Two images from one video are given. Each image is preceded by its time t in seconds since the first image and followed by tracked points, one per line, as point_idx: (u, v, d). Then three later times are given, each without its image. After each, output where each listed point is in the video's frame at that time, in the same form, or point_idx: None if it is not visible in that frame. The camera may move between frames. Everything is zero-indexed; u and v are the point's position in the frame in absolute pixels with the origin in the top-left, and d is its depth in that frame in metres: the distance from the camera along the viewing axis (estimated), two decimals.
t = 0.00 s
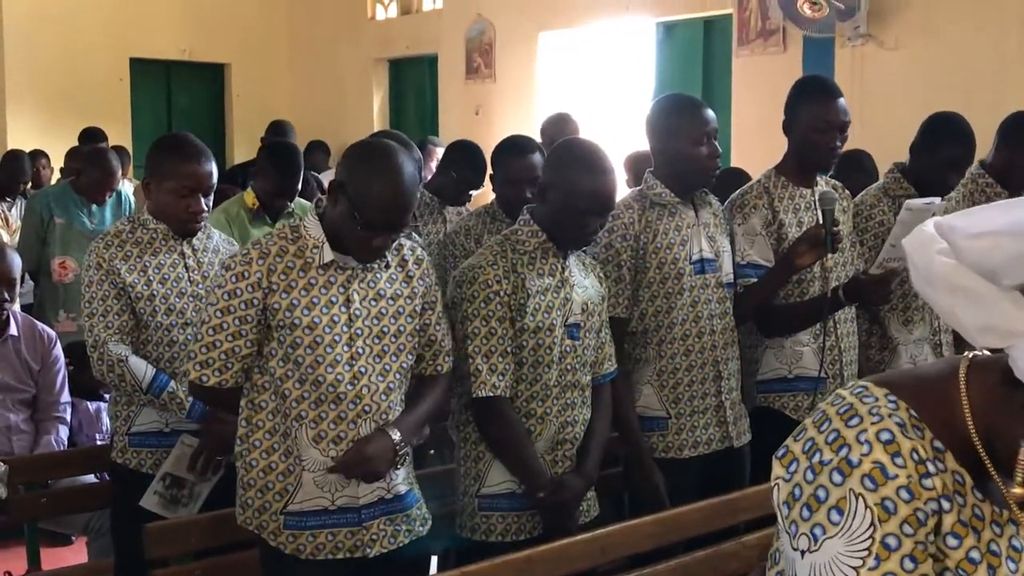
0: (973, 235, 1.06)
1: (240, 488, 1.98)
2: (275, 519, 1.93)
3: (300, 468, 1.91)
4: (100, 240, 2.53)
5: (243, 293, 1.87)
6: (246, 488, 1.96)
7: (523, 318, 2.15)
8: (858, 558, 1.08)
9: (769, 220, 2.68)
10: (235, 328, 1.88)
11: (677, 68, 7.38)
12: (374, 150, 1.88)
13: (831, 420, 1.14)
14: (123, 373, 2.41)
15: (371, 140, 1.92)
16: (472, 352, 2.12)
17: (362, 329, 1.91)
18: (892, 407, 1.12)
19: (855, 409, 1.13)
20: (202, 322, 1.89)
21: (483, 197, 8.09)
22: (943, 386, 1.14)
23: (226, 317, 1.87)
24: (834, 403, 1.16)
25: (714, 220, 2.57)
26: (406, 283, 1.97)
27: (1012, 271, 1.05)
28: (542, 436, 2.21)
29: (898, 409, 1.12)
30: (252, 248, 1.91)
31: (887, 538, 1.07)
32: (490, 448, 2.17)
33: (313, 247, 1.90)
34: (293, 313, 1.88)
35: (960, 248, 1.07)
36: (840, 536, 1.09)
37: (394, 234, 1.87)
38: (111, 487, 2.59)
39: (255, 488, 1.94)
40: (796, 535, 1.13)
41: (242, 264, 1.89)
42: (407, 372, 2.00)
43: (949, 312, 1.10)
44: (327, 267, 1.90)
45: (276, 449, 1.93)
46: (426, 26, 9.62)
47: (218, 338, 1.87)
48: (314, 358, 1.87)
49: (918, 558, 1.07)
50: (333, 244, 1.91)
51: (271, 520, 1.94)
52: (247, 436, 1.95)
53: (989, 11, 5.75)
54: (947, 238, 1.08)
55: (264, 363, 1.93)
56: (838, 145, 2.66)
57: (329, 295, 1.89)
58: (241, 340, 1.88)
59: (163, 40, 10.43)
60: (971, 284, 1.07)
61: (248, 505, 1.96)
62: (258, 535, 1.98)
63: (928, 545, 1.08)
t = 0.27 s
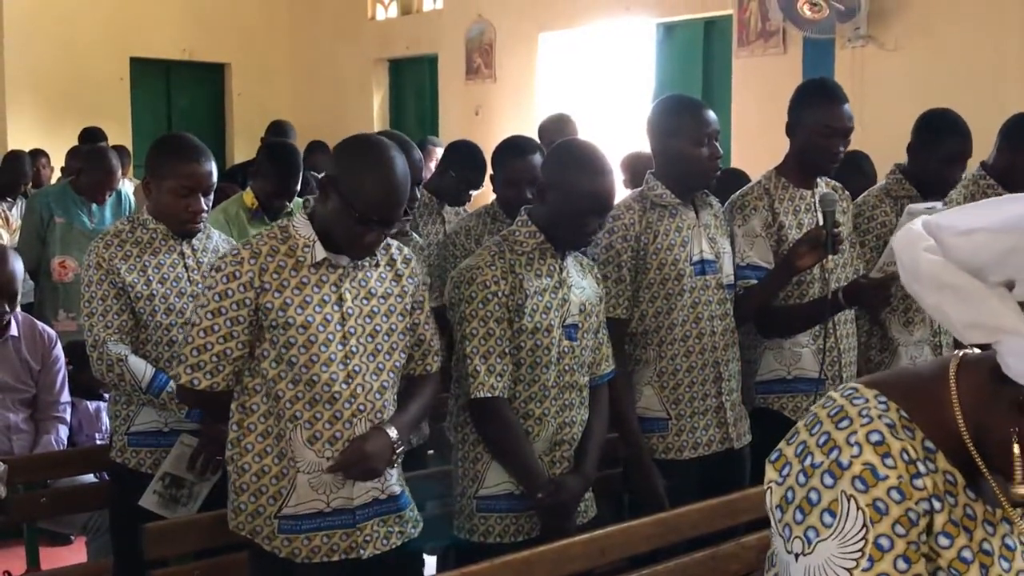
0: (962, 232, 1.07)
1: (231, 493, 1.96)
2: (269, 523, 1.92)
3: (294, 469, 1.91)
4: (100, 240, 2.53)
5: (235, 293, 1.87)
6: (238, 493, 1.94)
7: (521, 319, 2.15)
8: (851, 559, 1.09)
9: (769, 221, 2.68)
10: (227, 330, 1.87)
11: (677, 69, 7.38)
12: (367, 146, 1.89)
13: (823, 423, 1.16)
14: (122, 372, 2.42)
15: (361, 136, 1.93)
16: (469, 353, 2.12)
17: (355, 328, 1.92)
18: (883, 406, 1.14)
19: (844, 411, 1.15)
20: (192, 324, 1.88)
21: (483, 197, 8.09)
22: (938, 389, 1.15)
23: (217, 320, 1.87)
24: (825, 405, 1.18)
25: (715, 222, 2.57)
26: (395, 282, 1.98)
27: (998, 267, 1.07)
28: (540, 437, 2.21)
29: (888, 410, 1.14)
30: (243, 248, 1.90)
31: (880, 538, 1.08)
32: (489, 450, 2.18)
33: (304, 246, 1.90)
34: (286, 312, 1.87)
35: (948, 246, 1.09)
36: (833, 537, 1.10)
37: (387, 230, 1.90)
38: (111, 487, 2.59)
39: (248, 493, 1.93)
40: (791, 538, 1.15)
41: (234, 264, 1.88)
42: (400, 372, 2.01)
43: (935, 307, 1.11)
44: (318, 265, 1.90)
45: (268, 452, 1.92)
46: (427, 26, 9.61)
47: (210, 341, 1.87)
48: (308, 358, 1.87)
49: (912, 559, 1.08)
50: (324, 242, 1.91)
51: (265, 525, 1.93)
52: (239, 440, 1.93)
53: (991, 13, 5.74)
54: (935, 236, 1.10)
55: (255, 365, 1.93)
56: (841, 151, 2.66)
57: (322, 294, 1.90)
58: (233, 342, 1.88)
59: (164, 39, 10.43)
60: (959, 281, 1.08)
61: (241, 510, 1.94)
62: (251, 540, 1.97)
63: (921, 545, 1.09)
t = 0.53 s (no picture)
0: (952, 233, 1.06)
1: (226, 496, 1.96)
2: (266, 525, 1.91)
3: (290, 470, 1.90)
4: (100, 239, 2.53)
5: (228, 293, 1.87)
6: (233, 496, 1.93)
7: (519, 319, 2.15)
8: (849, 561, 1.08)
9: (770, 222, 2.68)
10: (221, 330, 1.87)
11: (678, 69, 7.38)
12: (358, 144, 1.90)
13: (820, 426, 1.15)
14: (123, 371, 2.41)
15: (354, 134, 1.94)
16: (467, 352, 2.12)
17: (350, 327, 1.92)
18: (880, 407, 1.13)
19: (841, 413, 1.14)
20: (186, 325, 1.88)
21: (483, 197, 8.10)
22: (935, 388, 1.14)
23: (211, 320, 1.87)
24: (822, 408, 1.17)
25: (717, 222, 2.58)
26: (386, 282, 1.99)
27: (989, 266, 1.05)
28: (539, 437, 2.21)
29: (885, 411, 1.13)
30: (236, 248, 1.90)
31: (878, 540, 1.07)
32: (487, 451, 2.18)
33: (297, 245, 1.91)
34: (281, 311, 1.88)
35: (938, 245, 1.07)
36: (831, 540, 1.10)
37: (381, 225, 1.89)
38: (110, 486, 2.59)
39: (243, 495, 1.92)
40: (789, 540, 1.14)
41: (227, 263, 1.88)
42: (392, 372, 2.02)
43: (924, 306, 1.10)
44: (312, 264, 1.91)
45: (264, 453, 1.91)
46: (428, 26, 9.61)
47: (203, 342, 1.86)
48: (303, 357, 1.88)
49: (909, 560, 1.07)
50: (317, 241, 1.92)
51: (261, 527, 1.92)
52: (233, 442, 1.93)
53: (993, 14, 5.74)
54: (925, 236, 1.08)
55: (248, 366, 1.92)
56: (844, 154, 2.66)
57: (316, 293, 1.90)
58: (226, 342, 1.87)
59: (164, 38, 10.42)
60: (949, 280, 1.07)
61: (235, 512, 1.94)
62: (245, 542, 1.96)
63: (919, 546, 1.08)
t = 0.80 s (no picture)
0: (951, 230, 1.06)
1: (222, 495, 1.95)
2: (263, 524, 1.92)
3: (288, 469, 1.90)
4: (102, 236, 2.53)
5: (228, 292, 1.87)
6: (229, 494, 1.93)
7: (521, 317, 2.15)
8: (852, 559, 1.08)
9: (775, 221, 2.68)
10: (220, 328, 1.87)
11: (679, 68, 7.38)
12: (359, 143, 1.91)
13: (822, 424, 1.15)
14: (125, 369, 2.41)
15: (355, 133, 1.95)
16: (469, 351, 2.12)
17: (348, 326, 1.93)
18: (883, 407, 1.13)
19: (843, 412, 1.14)
20: (184, 323, 1.87)
21: (483, 195, 8.10)
22: (937, 387, 1.14)
23: (210, 318, 1.86)
24: (823, 407, 1.17)
25: (720, 221, 2.58)
26: (383, 281, 2.01)
27: (989, 263, 1.06)
28: (539, 436, 2.21)
29: (887, 410, 1.13)
30: (235, 246, 1.90)
31: (881, 539, 1.07)
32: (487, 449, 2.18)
33: (296, 243, 1.91)
34: (281, 310, 1.88)
35: (938, 243, 1.08)
36: (836, 538, 1.09)
37: (383, 224, 1.89)
38: (112, 485, 2.59)
39: (240, 494, 1.92)
40: (793, 539, 1.14)
41: (226, 262, 1.88)
42: (387, 372, 2.03)
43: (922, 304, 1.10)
44: (312, 263, 1.92)
45: (260, 452, 1.91)
46: (430, 24, 9.61)
47: (202, 341, 1.86)
48: (303, 356, 1.88)
49: (913, 558, 1.07)
50: (317, 240, 1.92)
51: (258, 525, 1.92)
52: (230, 440, 1.92)
53: (996, 14, 5.75)
54: (925, 234, 1.09)
55: (245, 364, 1.92)
56: (850, 154, 2.67)
57: (315, 292, 1.91)
58: (225, 341, 1.87)
59: (165, 36, 10.40)
60: (950, 278, 1.07)
61: (232, 511, 1.93)
62: (242, 541, 1.96)
63: (922, 545, 1.08)
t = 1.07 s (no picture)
0: (951, 226, 1.06)
1: (218, 492, 1.95)
2: (259, 521, 1.91)
3: (285, 468, 1.90)
4: (104, 235, 2.53)
5: (233, 291, 1.87)
6: (226, 492, 1.93)
7: (525, 316, 2.15)
8: (858, 556, 1.07)
9: (780, 220, 2.68)
10: (223, 327, 1.87)
11: (683, 67, 7.37)
12: (365, 147, 1.91)
13: (827, 423, 1.15)
14: (127, 367, 2.41)
15: (364, 137, 1.95)
16: (473, 350, 2.11)
17: (348, 326, 1.93)
18: (886, 403, 1.13)
19: (847, 409, 1.14)
20: (187, 320, 1.88)
21: (486, 194, 8.10)
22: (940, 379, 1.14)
23: (213, 317, 1.86)
24: (827, 404, 1.17)
25: (724, 220, 2.58)
26: (383, 282, 2.02)
27: (991, 259, 1.05)
28: (542, 436, 2.21)
29: (890, 406, 1.13)
30: (241, 245, 1.90)
31: (886, 534, 1.07)
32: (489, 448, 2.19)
33: (301, 244, 1.90)
34: (284, 310, 1.88)
35: (938, 240, 1.07)
36: (840, 535, 1.09)
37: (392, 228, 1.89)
38: (114, 483, 2.59)
39: (237, 491, 1.92)
40: (797, 537, 1.13)
41: (232, 261, 1.88)
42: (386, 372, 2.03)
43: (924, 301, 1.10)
44: (316, 263, 1.91)
45: (258, 450, 1.91)
46: (433, 23, 9.60)
47: (204, 338, 1.87)
48: (303, 356, 1.87)
49: (920, 552, 1.07)
50: (322, 240, 1.92)
51: (254, 523, 1.92)
52: (227, 438, 1.92)
53: (999, 12, 5.74)
54: (925, 231, 1.08)
55: (245, 362, 1.92)
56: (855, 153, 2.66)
57: (318, 292, 1.91)
58: (227, 339, 1.88)
59: (168, 34, 10.40)
60: (950, 274, 1.07)
61: (228, 508, 1.93)
62: (237, 538, 1.96)
63: (928, 539, 1.08)
